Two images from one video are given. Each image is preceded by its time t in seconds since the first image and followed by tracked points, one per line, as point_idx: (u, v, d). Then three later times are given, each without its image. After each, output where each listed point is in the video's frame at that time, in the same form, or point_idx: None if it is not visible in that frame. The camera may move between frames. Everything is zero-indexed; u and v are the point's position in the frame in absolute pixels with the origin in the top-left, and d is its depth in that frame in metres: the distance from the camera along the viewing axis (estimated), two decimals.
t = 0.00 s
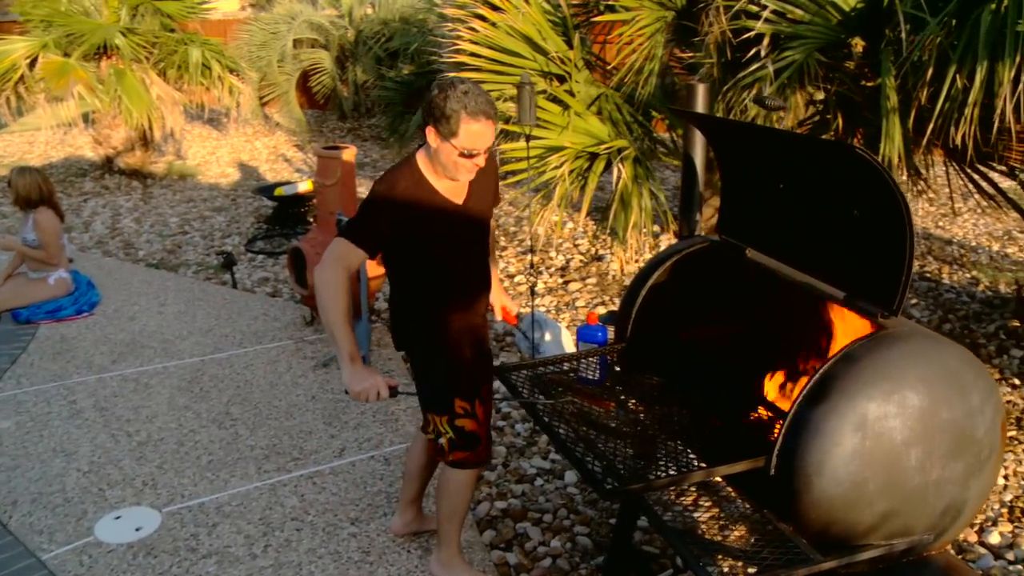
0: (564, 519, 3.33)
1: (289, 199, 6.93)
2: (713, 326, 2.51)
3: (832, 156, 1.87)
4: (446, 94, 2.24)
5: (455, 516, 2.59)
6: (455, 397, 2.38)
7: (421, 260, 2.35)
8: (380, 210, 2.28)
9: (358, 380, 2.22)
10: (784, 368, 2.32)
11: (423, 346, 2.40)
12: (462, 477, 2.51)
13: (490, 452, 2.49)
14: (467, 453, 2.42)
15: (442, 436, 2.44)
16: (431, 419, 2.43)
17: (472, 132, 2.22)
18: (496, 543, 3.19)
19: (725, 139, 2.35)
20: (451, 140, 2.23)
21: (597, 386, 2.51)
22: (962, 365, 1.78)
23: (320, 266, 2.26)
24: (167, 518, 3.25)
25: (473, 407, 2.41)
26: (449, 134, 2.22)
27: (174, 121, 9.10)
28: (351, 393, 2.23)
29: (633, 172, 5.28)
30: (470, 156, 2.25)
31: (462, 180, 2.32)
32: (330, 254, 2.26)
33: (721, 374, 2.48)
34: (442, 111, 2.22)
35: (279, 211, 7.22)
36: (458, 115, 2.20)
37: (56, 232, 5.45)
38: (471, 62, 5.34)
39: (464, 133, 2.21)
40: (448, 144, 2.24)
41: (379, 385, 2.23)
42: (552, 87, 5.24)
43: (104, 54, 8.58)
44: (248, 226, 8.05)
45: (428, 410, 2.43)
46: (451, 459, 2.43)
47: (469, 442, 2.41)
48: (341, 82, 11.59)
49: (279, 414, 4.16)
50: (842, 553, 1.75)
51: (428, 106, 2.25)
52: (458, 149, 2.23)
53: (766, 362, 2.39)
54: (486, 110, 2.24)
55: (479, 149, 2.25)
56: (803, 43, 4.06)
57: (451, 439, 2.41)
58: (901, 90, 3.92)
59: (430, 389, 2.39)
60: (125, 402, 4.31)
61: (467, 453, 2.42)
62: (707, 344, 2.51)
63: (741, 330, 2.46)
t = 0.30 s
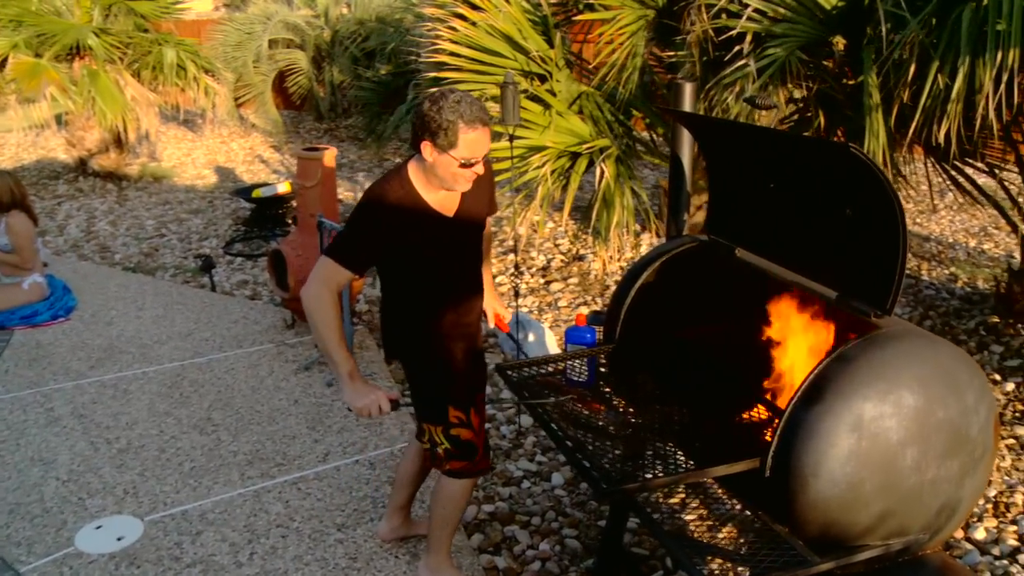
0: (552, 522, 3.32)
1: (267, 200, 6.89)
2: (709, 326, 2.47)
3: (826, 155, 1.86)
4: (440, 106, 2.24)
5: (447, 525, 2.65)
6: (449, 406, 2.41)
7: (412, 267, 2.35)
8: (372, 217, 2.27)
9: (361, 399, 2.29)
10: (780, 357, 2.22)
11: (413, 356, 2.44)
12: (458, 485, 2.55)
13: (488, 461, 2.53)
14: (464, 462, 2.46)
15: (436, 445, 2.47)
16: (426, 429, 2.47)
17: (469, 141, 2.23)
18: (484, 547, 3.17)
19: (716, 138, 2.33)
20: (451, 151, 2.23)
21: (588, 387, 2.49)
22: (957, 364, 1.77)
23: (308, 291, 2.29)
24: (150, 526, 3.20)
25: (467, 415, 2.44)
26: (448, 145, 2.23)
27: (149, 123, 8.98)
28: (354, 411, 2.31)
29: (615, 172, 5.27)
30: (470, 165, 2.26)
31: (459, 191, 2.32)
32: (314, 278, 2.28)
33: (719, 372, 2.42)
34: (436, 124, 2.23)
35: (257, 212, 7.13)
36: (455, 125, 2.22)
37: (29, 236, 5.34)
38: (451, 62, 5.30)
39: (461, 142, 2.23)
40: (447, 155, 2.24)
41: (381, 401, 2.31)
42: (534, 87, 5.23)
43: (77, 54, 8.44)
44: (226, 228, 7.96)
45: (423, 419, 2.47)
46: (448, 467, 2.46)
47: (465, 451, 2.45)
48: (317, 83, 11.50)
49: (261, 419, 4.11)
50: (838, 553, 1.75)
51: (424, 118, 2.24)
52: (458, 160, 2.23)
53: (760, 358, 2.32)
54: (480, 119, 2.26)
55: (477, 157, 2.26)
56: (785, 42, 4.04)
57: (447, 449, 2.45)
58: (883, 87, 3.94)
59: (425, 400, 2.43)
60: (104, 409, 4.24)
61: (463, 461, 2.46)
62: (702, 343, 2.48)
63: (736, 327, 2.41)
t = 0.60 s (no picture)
0: (541, 524, 3.30)
1: (245, 202, 6.81)
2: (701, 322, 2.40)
3: (819, 152, 1.84)
4: (416, 114, 2.22)
5: (435, 530, 2.62)
6: (435, 411, 2.38)
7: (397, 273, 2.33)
8: (355, 220, 2.27)
9: (352, 411, 2.24)
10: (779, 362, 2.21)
11: (398, 362, 2.42)
12: (447, 489, 2.52)
13: (479, 466, 2.49)
14: (452, 468, 2.42)
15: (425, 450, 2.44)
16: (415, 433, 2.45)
17: (449, 148, 2.21)
18: (472, 551, 3.14)
19: (707, 135, 2.31)
20: (430, 160, 2.20)
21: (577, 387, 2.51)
22: (952, 362, 1.77)
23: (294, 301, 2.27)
24: (132, 535, 3.14)
25: (455, 420, 2.40)
26: (426, 153, 2.20)
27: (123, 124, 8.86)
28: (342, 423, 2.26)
29: (598, 171, 5.26)
30: (450, 172, 2.23)
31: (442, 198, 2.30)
32: (300, 288, 2.26)
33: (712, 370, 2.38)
34: (414, 133, 2.20)
35: (235, 214, 7.05)
36: (432, 133, 2.19)
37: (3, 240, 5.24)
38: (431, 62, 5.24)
39: (440, 149, 2.20)
40: (426, 164, 2.21)
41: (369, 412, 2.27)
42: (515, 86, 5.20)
43: (49, 55, 8.31)
44: (203, 230, 7.87)
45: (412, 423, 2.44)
46: (436, 472, 2.43)
47: (452, 457, 2.41)
48: (293, 83, 11.40)
49: (244, 423, 4.05)
50: (835, 553, 1.74)
51: (401, 128, 2.21)
52: (438, 168, 2.21)
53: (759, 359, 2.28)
54: (460, 124, 2.23)
55: (457, 163, 2.23)
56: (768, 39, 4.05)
57: (436, 454, 2.41)
58: (865, 84, 3.96)
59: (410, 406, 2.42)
60: (82, 415, 4.16)
61: (450, 467, 2.42)
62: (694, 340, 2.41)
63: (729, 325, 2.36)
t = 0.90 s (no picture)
0: (529, 526, 3.28)
1: (222, 204, 6.72)
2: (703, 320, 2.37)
3: (814, 149, 1.82)
4: (395, 111, 2.18)
5: (426, 534, 2.61)
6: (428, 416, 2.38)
7: (392, 278, 2.29)
8: (349, 224, 2.20)
9: (416, 404, 2.19)
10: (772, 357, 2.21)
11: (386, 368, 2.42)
12: (439, 494, 2.52)
13: (470, 468, 2.51)
14: (445, 471, 2.44)
15: (417, 455, 2.45)
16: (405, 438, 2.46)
17: (431, 143, 2.17)
18: (461, 554, 3.11)
19: (696, 132, 2.28)
20: (413, 156, 2.17)
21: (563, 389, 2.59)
22: (947, 358, 1.76)
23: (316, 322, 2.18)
24: (113, 544, 3.08)
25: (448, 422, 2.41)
26: (409, 150, 2.16)
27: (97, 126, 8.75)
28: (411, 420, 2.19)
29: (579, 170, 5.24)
30: (434, 168, 2.20)
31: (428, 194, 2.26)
32: (317, 307, 2.18)
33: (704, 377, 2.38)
34: (395, 130, 2.17)
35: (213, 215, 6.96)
36: (414, 128, 2.15)
37: None
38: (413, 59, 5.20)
39: (423, 144, 2.16)
40: (410, 161, 2.17)
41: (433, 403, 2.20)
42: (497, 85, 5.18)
43: (19, 55, 8.16)
44: (179, 233, 7.77)
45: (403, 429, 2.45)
46: (429, 476, 2.44)
47: (446, 459, 2.43)
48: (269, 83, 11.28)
49: (225, 428, 4.00)
50: (832, 552, 1.73)
51: (381, 126, 2.17)
52: (421, 164, 2.17)
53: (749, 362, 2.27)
54: (440, 118, 2.20)
55: (441, 157, 2.20)
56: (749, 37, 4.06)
57: (429, 457, 2.42)
58: (847, 81, 3.97)
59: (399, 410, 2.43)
60: (60, 422, 4.09)
61: (444, 469, 2.44)
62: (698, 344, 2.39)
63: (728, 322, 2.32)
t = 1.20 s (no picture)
0: (517, 527, 3.25)
1: (197, 206, 6.63)
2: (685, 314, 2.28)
3: (806, 144, 1.81)
4: (406, 102, 2.22)
5: (417, 539, 2.60)
6: (425, 421, 2.42)
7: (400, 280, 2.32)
8: (361, 226, 2.24)
9: (482, 393, 2.22)
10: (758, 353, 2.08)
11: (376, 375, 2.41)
12: (433, 499, 2.54)
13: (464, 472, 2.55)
14: (440, 476, 2.47)
15: (412, 461, 2.46)
16: (397, 444, 2.46)
17: (442, 135, 2.22)
18: (449, 557, 3.08)
19: (685, 128, 2.27)
20: (424, 147, 2.21)
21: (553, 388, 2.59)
22: (941, 353, 1.76)
23: (362, 338, 2.23)
24: (93, 553, 3.02)
25: (443, 427, 2.46)
26: (421, 142, 2.21)
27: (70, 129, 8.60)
28: (485, 409, 2.23)
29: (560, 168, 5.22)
30: (444, 159, 2.25)
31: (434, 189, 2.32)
32: (359, 323, 2.22)
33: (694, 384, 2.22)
34: (405, 122, 2.20)
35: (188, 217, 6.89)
36: (426, 118, 2.20)
37: None
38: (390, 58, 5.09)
39: (434, 136, 2.21)
40: (421, 152, 2.22)
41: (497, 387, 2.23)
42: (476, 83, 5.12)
43: None
44: (154, 235, 7.66)
45: (395, 435, 2.45)
46: (424, 481, 2.48)
47: (443, 464, 2.46)
48: (243, 84, 11.16)
49: (206, 432, 3.93)
50: (829, 550, 1.72)
51: (392, 118, 2.21)
52: (432, 156, 2.22)
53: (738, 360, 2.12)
54: (449, 110, 2.24)
55: (450, 149, 2.25)
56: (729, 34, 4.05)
57: (424, 463, 2.45)
58: (828, 78, 3.99)
59: (390, 419, 2.43)
60: (35, 429, 4.01)
61: (438, 474, 2.47)
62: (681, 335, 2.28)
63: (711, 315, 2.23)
